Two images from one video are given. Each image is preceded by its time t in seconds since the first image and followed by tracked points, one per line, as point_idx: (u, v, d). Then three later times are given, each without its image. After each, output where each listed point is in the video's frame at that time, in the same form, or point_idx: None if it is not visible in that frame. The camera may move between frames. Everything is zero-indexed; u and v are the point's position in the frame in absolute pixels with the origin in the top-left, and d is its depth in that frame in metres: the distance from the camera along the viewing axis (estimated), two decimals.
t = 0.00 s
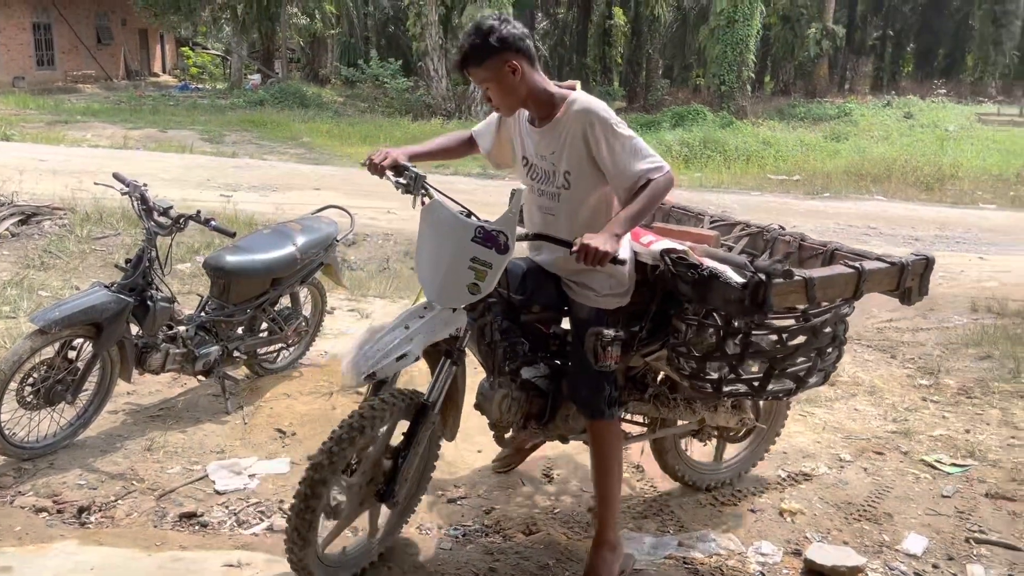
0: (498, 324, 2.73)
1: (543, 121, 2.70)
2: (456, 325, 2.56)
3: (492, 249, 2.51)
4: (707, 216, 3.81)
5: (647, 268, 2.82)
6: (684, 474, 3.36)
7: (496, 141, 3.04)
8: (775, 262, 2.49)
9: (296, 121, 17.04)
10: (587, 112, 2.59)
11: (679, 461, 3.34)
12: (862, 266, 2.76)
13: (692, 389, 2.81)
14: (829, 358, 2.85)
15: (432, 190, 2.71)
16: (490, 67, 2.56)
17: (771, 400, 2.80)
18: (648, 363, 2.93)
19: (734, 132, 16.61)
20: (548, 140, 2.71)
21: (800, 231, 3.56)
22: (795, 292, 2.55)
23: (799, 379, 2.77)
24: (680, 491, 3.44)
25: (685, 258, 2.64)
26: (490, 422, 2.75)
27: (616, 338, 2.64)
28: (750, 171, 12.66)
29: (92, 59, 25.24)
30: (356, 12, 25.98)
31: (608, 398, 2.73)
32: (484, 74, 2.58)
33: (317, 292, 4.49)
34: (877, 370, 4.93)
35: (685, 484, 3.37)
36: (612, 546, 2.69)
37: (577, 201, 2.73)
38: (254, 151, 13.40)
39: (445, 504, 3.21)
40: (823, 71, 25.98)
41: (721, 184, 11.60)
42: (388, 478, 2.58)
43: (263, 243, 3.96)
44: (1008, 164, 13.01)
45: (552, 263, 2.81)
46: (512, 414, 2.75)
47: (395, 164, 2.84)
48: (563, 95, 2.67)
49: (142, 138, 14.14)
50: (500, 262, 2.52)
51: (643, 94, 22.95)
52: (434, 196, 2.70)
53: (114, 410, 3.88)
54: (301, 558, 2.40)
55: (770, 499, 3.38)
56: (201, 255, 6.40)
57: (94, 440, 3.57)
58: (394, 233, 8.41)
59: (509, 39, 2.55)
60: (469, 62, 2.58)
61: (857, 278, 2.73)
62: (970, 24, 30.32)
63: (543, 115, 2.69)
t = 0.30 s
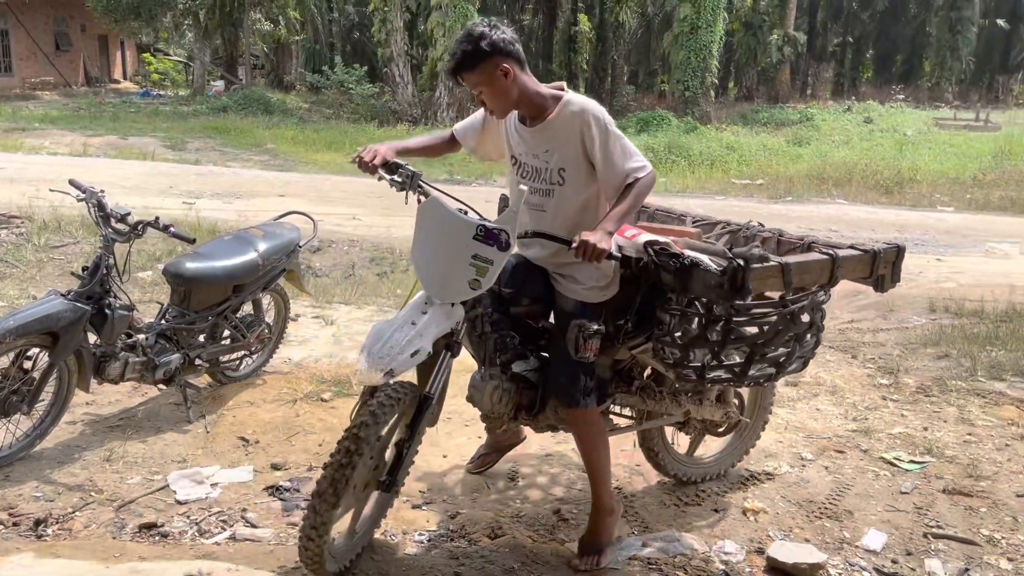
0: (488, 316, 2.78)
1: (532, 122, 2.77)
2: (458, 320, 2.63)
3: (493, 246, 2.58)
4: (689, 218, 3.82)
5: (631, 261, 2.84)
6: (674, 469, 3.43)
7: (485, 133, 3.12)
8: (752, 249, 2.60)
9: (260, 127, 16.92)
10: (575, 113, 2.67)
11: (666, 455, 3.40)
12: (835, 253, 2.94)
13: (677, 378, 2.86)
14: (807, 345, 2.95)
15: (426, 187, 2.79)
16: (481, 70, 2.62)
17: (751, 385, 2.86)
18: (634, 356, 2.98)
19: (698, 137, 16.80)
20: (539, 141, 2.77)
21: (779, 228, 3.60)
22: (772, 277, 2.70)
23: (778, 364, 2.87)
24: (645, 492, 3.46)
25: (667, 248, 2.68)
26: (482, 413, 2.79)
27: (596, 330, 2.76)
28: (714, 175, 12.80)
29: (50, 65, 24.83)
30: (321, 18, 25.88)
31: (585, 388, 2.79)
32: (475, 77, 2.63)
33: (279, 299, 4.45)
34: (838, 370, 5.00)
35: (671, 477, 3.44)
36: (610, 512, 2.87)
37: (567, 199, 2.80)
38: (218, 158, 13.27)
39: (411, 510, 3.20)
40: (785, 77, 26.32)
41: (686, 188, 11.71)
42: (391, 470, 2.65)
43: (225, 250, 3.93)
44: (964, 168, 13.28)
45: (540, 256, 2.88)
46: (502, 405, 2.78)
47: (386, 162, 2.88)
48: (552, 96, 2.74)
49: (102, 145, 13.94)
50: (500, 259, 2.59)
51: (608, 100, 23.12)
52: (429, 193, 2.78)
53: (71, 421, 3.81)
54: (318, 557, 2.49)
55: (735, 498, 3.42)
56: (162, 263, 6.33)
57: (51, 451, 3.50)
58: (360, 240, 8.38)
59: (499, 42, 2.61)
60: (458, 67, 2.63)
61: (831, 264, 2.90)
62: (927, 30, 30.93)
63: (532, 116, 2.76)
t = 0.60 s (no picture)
0: (469, 315, 2.78)
1: (518, 121, 2.78)
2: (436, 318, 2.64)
3: (471, 245, 2.57)
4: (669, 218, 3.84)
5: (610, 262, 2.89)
6: (655, 468, 3.47)
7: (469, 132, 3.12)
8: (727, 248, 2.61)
9: (236, 130, 16.82)
10: (561, 116, 2.69)
11: (645, 453, 3.42)
12: (810, 254, 2.95)
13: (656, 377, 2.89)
14: (783, 344, 2.98)
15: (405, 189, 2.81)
16: (472, 66, 2.61)
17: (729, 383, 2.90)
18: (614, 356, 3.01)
19: (675, 139, 16.91)
20: (525, 140, 2.77)
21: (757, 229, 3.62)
22: (747, 277, 2.72)
23: (755, 362, 2.89)
24: (623, 492, 3.48)
25: (644, 248, 2.72)
26: (463, 413, 2.79)
27: (575, 329, 2.77)
28: (690, 177, 12.88)
29: (23, 68, 24.53)
30: (297, 20, 25.79)
31: (565, 387, 2.81)
32: (466, 73, 2.62)
33: (255, 303, 4.43)
34: (813, 370, 5.05)
35: (652, 475, 3.46)
36: (580, 512, 2.89)
37: (548, 200, 2.81)
38: (194, 161, 13.17)
39: (387, 513, 3.19)
40: (761, 79, 26.54)
41: (663, 190, 11.77)
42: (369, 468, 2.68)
43: (200, 254, 3.90)
44: (936, 168, 13.45)
45: (519, 256, 2.90)
46: (483, 405, 2.78)
47: (367, 165, 2.87)
48: (539, 97, 2.75)
49: (75, 149, 13.79)
50: (478, 258, 2.58)
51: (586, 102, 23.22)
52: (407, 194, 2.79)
53: (44, 427, 3.77)
54: (294, 547, 2.47)
55: (710, 497, 3.45)
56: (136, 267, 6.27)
57: (23, 459, 3.46)
58: (338, 243, 8.35)
59: (492, 40, 2.61)
60: (450, 60, 2.62)
61: (805, 265, 2.91)
62: (900, 33, 31.27)
63: (520, 115, 2.76)
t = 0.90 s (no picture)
0: (452, 318, 2.77)
1: (497, 124, 2.78)
2: (403, 314, 2.64)
3: (431, 239, 2.61)
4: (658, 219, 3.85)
5: (594, 264, 2.92)
6: (640, 469, 3.49)
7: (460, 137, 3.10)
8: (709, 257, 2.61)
9: (222, 131, 16.76)
10: (536, 121, 2.68)
11: (630, 454, 3.45)
12: (793, 261, 2.95)
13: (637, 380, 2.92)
14: (765, 349, 3.00)
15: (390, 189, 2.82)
16: (451, 67, 2.64)
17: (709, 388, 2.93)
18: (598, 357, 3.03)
19: (662, 140, 16.97)
20: (502, 144, 2.77)
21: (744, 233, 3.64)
22: (728, 284, 2.73)
23: (736, 369, 2.91)
24: (610, 493, 3.49)
25: (628, 253, 2.76)
26: (445, 413, 2.83)
27: (555, 333, 2.74)
28: (677, 178, 12.92)
29: (6, 70, 24.35)
30: (283, 22, 25.74)
31: (547, 390, 2.82)
32: (445, 74, 2.65)
33: (242, 305, 4.42)
34: (799, 369, 5.08)
35: (636, 477, 3.48)
36: (566, 512, 2.90)
37: (525, 204, 2.82)
38: (179, 163, 13.12)
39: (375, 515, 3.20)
40: (746, 79, 26.66)
41: (650, 190, 11.82)
42: (336, 461, 2.69)
43: (185, 256, 3.89)
44: (919, 168, 13.57)
45: (502, 259, 2.89)
46: (466, 407, 2.82)
47: (363, 169, 2.91)
48: (519, 100, 2.74)
49: (60, 151, 13.70)
50: (439, 252, 2.62)
51: (573, 103, 23.28)
52: (389, 193, 2.80)
53: (29, 431, 3.75)
54: (244, 523, 2.49)
55: (696, 497, 3.47)
56: (122, 269, 6.24)
57: (7, 463, 3.44)
58: (325, 245, 8.34)
59: (469, 44, 2.63)
60: (429, 60, 2.65)
61: (788, 273, 2.92)
62: (884, 33, 31.48)
63: (498, 118, 2.75)
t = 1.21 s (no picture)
0: (447, 318, 2.80)
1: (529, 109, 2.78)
2: (396, 313, 2.67)
3: (423, 238, 2.62)
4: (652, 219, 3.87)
5: (588, 263, 2.92)
6: (634, 468, 3.50)
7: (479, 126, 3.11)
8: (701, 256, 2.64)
9: (215, 131, 16.72)
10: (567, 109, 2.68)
11: (624, 453, 3.46)
12: (785, 261, 2.98)
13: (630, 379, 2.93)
14: (757, 349, 3.03)
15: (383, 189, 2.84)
16: (498, 45, 2.66)
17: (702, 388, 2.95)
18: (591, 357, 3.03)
19: (656, 140, 17.00)
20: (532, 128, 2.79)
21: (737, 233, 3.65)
22: (720, 284, 2.77)
23: (728, 367, 2.95)
24: (604, 492, 3.49)
25: (621, 252, 2.76)
26: (439, 413, 2.85)
27: (548, 332, 2.77)
28: (671, 177, 12.95)
29: None
30: (276, 22, 25.72)
31: (541, 390, 2.83)
32: (491, 50, 2.67)
33: (236, 305, 4.41)
34: (793, 368, 5.10)
35: (631, 476, 3.50)
36: (560, 512, 2.91)
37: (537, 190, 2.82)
38: (172, 163, 13.09)
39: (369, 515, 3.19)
40: (738, 79, 26.72)
41: (643, 190, 11.85)
42: (329, 461, 2.70)
43: (179, 256, 3.89)
44: (911, 168, 13.62)
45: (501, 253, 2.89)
46: (459, 406, 2.84)
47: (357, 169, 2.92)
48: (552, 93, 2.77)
49: (52, 151, 13.66)
50: (431, 251, 2.63)
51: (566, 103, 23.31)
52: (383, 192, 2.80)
53: (23, 432, 3.74)
54: (237, 522, 2.51)
55: (690, 495, 3.48)
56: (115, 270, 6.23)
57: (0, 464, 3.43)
58: (319, 245, 8.34)
59: (521, 27, 2.66)
60: (480, 34, 2.67)
61: (780, 272, 2.96)
62: (876, 33, 31.59)
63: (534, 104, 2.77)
